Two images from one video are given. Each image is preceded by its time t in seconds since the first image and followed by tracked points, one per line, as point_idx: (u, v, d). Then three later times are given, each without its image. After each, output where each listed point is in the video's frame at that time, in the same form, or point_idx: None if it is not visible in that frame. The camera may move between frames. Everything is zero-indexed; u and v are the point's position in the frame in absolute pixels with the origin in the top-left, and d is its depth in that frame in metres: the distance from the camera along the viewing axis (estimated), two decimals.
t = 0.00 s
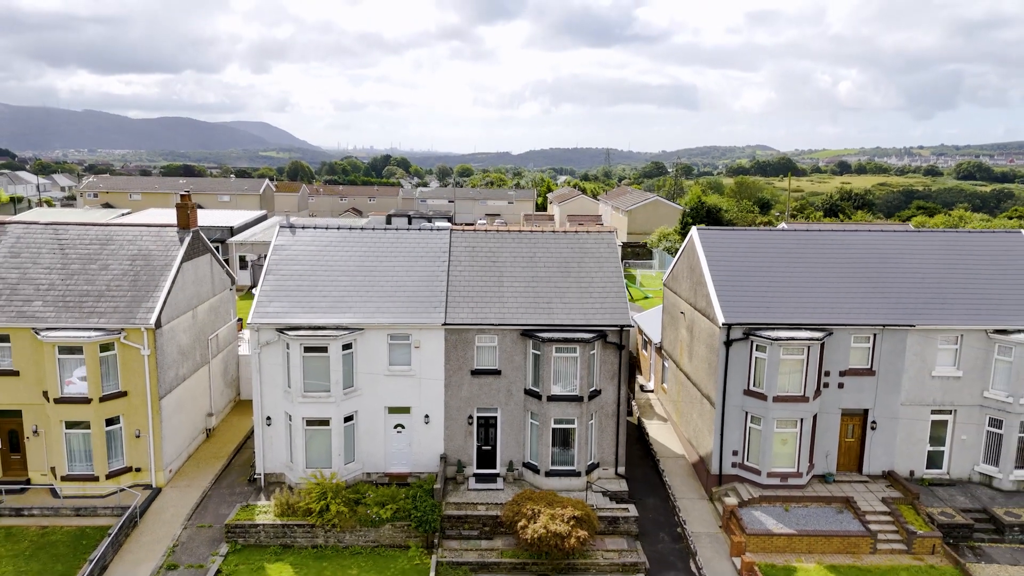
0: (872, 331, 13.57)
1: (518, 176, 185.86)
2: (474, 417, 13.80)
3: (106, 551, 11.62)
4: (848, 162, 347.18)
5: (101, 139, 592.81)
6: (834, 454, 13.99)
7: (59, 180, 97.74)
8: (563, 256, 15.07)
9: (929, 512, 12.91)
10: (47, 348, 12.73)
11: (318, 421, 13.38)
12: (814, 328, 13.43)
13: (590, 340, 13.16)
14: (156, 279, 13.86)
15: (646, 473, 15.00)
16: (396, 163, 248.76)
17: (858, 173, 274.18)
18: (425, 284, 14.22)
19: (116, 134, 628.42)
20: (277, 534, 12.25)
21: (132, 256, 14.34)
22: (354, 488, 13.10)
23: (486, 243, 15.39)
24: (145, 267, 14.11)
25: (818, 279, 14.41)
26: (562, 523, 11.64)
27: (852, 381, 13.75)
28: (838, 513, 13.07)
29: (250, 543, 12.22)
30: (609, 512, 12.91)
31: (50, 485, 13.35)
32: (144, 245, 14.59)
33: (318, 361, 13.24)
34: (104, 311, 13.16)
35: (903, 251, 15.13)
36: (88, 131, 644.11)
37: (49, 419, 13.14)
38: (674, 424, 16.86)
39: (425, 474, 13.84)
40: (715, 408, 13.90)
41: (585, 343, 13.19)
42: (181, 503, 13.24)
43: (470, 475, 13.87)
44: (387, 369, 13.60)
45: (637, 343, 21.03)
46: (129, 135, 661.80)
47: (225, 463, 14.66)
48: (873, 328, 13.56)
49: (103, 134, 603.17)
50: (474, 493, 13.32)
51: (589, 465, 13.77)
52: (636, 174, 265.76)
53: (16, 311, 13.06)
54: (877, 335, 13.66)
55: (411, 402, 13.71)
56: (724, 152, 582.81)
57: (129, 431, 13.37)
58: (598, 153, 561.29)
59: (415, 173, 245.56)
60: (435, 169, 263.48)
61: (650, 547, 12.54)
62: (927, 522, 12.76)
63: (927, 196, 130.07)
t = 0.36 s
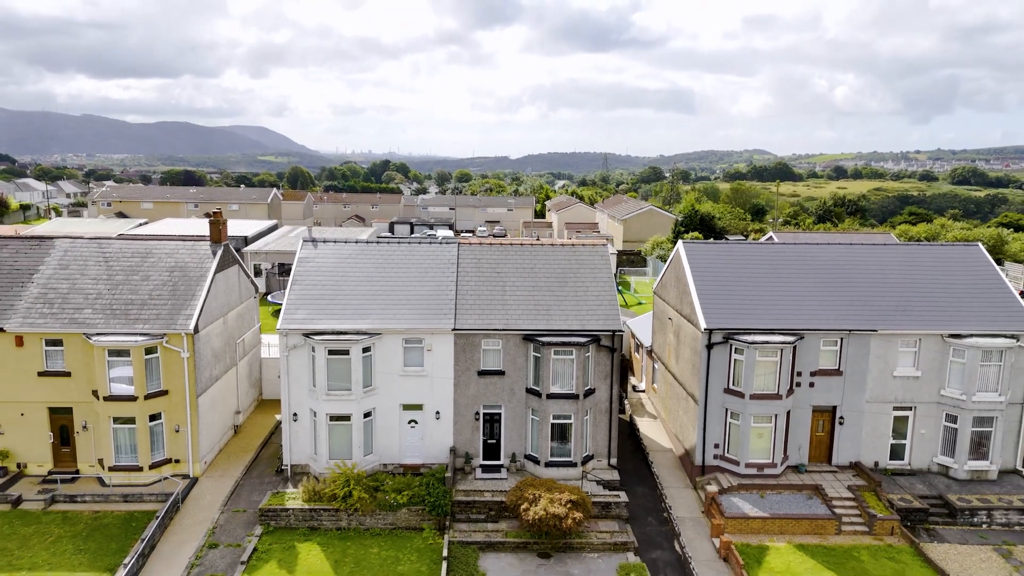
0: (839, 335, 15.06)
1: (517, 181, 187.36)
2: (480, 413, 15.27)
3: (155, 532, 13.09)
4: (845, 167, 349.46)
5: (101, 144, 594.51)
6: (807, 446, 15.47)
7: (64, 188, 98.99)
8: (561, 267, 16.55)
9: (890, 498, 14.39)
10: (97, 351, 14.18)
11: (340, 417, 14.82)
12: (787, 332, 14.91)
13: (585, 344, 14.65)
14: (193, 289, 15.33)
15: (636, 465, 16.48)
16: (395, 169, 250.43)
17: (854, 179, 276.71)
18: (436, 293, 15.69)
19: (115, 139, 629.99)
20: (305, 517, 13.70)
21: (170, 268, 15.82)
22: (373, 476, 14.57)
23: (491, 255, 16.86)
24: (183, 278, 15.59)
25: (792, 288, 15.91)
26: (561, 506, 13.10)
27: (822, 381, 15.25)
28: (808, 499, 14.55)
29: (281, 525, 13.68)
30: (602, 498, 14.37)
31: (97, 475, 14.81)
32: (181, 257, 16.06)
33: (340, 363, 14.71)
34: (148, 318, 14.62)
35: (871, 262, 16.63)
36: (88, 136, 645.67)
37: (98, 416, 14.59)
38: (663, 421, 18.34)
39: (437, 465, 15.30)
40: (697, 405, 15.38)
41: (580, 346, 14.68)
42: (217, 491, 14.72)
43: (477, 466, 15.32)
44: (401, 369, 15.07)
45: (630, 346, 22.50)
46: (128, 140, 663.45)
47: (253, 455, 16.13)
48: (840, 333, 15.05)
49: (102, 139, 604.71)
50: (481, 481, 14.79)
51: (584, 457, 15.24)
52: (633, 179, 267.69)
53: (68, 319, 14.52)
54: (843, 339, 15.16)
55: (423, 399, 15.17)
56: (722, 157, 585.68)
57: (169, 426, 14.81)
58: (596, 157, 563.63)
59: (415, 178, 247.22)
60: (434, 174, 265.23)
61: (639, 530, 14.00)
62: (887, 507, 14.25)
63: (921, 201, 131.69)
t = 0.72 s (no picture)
0: (810, 340, 16.68)
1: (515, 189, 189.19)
2: (486, 411, 16.84)
3: (197, 517, 14.65)
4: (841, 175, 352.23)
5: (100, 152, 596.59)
6: (782, 441, 17.07)
7: (70, 197, 100.52)
8: (559, 278, 18.16)
9: (855, 487, 15.99)
10: (141, 356, 15.73)
11: (359, 415, 16.39)
12: (763, 338, 16.52)
13: (581, 349, 16.23)
14: (225, 299, 16.90)
15: (628, 459, 18.05)
16: (394, 176, 252.45)
17: (849, 186, 279.46)
18: (446, 302, 17.30)
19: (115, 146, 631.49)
20: (329, 505, 15.26)
21: (204, 280, 17.39)
22: (390, 468, 16.12)
23: (495, 267, 18.47)
24: (216, 289, 17.16)
25: (769, 298, 17.53)
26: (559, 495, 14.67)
27: (795, 382, 16.85)
28: (781, 488, 16.14)
29: (308, 511, 15.23)
30: (597, 488, 15.93)
31: (139, 467, 16.36)
32: (213, 270, 17.64)
33: (360, 365, 16.26)
34: (186, 326, 16.17)
35: (841, 274, 18.26)
36: (87, 144, 647.72)
37: (140, 414, 16.14)
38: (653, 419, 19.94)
39: (447, 458, 16.86)
40: (683, 404, 16.97)
41: (576, 351, 16.28)
42: (248, 482, 16.29)
43: (483, 460, 16.89)
44: (415, 372, 16.65)
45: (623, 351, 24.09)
46: (127, 147, 665.34)
47: (278, 451, 17.69)
48: (811, 338, 16.67)
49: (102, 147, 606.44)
50: (487, 473, 16.36)
51: (580, 451, 16.82)
52: (631, 186, 269.84)
53: (114, 326, 16.08)
54: (815, 344, 16.76)
55: (434, 399, 16.74)
56: (719, 164, 589.14)
57: (204, 424, 16.35)
58: (594, 165, 566.55)
59: (414, 185, 249.21)
60: (433, 182, 267.20)
61: (629, 516, 15.55)
62: (852, 495, 15.85)
63: (914, 209, 133.65)
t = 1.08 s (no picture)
0: (748, 354, 21.63)
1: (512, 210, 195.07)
2: (497, 410, 21.74)
3: (281, 489, 19.50)
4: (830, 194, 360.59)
5: (98, 171, 601.53)
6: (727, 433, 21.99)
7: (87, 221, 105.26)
8: (553, 306, 23.14)
9: (780, 466, 20.93)
10: (234, 367, 20.59)
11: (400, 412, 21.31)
12: (711, 352, 21.45)
13: (570, 361, 21.16)
14: (295, 323, 21.78)
15: (608, 448, 22.92)
16: (393, 197, 258.37)
17: (838, 205, 286.98)
18: (465, 326, 22.26)
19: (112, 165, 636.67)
20: (380, 480, 20.11)
21: (277, 308, 22.30)
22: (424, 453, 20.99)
23: (503, 297, 23.44)
24: (287, 315, 22.05)
25: (717, 322, 22.51)
26: (552, 472, 19.56)
27: (737, 387, 21.78)
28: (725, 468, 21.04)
29: (364, 485, 20.08)
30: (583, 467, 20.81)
31: (229, 453, 21.16)
32: (283, 300, 22.54)
33: (401, 374, 21.18)
34: (268, 344, 21.05)
35: (775, 303, 23.27)
36: (85, 164, 652.80)
37: (231, 413, 20.96)
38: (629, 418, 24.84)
39: (467, 447, 21.72)
40: (650, 404, 21.87)
41: (567, 363, 21.22)
42: (315, 464, 21.15)
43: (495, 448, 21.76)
44: (442, 380, 21.57)
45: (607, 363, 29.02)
46: (125, 166, 670.61)
47: (334, 442, 22.55)
48: (748, 353, 21.63)
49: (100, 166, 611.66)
50: (498, 457, 21.23)
51: (570, 441, 21.69)
52: (624, 206, 276.46)
53: (212, 345, 20.96)
54: (751, 357, 21.73)
55: (458, 401, 21.64)
56: (711, 183, 598.45)
57: (280, 420, 21.19)
58: (588, 183, 574.67)
59: (412, 205, 255.14)
60: (430, 201, 273.15)
61: (608, 489, 20.40)
62: (778, 472, 20.78)
63: (896, 230, 139.64)
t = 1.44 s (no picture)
0: (670, 371, 34.36)
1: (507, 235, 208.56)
2: (511, 407, 34.53)
3: (380, 454, 32.13)
4: (811, 215, 376.96)
5: (98, 190, 612.48)
6: (657, 421, 34.67)
7: (128, 252, 117.53)
8: (546, 341, 35.96)
9: (688, 441, 33.57)
10: (348, 380, 33.34)
11: (451, 409, 34.26)
12: (645, 370, 34.17)
13: (556, 377, 33.94)
14: (383, 353, 34.55)
15: (581, 432, 35.51)
16: (393, 219, 271.63)
17: (817, 227, 302.89)
18: (489, 354, 35.10)
19: (113, 185, 647.78)
20: (440, 449, 32.84)
21: (370, 343, 35.04)
22: (466, 433, 33.73)
23: (514, 335, 36.26)
24: (377, 347, 34.80)
25: (651, 351, 35.29)
26: (545, 445, 32.34)
27: (663, 392, 34.52)
28: (654, 442, 33.68)
29: (430, 451, 32.75)
30: (565, 441, 33.41)
31: (342, 435, 33.76)
32: (373, 338, 35.28)
33: (450, 384, 34.14)
34: (368, 366, 33.83)
35: (690, 339, 36.05)
36: (86, 183, 663.80)
37: (345, 409, 33.59)
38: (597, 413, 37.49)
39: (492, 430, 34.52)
40: (608, 403, 34.50)
41: (554, 377, 34.02)
42: (397, 441, 33.83)
43: (509, 430, 34.57)
44: (476, 388, 34.38)
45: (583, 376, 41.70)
46: (124, 184, 681.68)
47: (406, 429, 35.31)
48: (669, 371, 34.38)
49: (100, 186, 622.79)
50: (511, 436, 34.08)
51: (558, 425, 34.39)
52: (613, 227, 290.69)
53: (334, 366, 33.69)
54: (672, 373, 34.44)
55: (486, 401, 34.43)
56: (699, 202, 615.19)
57: (375, 413, 33.94)
58: (580, 202, 590.26)
59: (411, 227, 268.44)
60: (429, 224, 286.64)
61: (581, 454, 32.97)
62: (686, 444, 33.44)
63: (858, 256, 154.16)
